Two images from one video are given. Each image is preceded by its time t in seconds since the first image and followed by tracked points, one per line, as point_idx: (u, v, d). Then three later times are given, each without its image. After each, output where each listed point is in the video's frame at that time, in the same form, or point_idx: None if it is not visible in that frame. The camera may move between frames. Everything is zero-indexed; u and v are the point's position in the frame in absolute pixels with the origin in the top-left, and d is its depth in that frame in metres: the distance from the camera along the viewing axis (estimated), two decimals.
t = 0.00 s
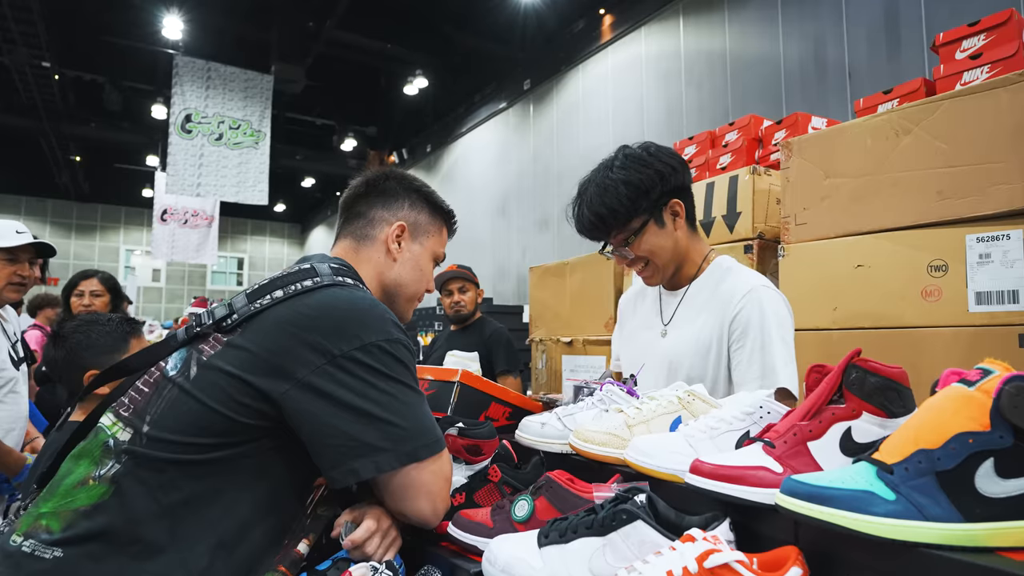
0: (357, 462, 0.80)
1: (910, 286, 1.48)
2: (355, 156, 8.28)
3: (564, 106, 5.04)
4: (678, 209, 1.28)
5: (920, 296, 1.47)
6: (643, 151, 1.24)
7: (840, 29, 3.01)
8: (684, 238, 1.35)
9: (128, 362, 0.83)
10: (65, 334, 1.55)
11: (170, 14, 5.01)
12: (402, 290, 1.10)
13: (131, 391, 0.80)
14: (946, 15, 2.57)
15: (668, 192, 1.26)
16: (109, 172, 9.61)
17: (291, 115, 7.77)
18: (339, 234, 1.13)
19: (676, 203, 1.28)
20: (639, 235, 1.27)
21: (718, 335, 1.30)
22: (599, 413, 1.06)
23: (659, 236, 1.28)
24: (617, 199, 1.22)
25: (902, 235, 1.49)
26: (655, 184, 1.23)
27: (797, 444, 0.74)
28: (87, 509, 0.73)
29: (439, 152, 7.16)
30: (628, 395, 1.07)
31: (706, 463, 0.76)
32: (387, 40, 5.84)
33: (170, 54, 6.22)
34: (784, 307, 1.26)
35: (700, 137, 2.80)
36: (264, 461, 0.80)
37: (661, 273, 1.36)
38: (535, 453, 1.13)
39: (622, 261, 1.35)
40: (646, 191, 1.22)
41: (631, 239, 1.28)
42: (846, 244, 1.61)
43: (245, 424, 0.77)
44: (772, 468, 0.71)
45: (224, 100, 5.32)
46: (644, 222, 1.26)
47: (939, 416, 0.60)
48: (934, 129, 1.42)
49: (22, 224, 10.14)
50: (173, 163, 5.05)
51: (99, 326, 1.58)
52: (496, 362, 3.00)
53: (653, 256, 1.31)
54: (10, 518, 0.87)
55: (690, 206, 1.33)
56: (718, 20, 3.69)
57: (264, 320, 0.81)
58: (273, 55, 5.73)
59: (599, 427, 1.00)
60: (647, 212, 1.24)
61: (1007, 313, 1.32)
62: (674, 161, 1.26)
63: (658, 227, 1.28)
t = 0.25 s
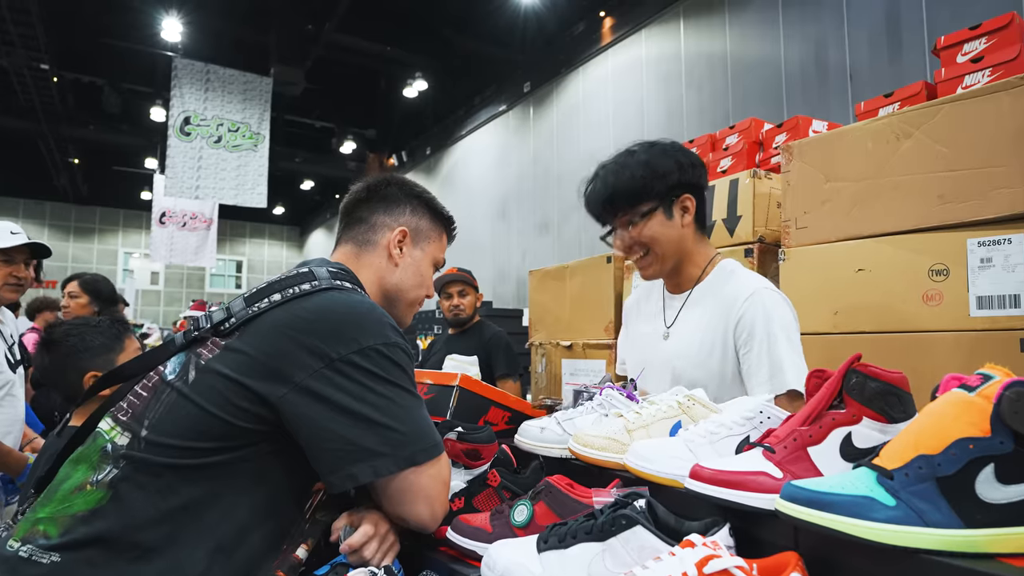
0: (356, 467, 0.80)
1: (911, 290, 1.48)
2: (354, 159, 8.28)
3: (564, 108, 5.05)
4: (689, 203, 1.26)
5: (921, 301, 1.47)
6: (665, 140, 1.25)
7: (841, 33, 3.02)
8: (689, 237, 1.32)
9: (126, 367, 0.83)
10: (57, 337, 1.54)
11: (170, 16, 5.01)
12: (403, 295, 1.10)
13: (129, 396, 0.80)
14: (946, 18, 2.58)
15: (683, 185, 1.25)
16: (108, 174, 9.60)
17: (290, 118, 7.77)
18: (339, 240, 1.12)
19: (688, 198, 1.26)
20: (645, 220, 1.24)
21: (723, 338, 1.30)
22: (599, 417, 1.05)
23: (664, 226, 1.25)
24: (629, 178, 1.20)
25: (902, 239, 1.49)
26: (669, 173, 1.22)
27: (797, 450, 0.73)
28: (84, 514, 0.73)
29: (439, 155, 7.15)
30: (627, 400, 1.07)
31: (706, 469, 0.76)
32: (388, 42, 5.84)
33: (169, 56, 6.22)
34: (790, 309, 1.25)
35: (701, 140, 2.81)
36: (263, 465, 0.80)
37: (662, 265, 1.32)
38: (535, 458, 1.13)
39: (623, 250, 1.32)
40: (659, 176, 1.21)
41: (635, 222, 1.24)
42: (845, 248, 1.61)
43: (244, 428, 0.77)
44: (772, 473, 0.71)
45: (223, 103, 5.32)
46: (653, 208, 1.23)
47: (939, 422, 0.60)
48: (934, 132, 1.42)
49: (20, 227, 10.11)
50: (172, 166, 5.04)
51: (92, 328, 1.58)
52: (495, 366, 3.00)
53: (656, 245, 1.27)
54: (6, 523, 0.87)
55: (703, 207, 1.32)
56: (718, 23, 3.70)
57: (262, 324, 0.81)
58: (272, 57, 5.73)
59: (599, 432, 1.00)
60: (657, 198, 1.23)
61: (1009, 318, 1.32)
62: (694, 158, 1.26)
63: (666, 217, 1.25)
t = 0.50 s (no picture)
0: (355, 466, 0.80)
1: (910, 290, 1.48)
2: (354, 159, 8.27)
3: (564, 108, 5.05)
4: (701, 191, 1.33)
5: (920, 300, 1.47)
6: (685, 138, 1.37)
7: (840, 32, 3.02)
8: (698, 229, 1.36)
9: (125, 367, 0.83)
10: (47, 337, 1.55)
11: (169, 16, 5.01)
12: (401, 296, 1.10)
13: (128, 396, 0.80)
14: (945, 18, 2.58)
15: (695, 175, 1.33)
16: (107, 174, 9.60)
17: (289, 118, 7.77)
18: (337, 241, 1.13)
19: (700, 188, 1.33)
20: (654, 199, 1.32)
21: (733, 335, 1.28)
22: (598, 417, 1.06)
23: (674, 208, 1.31)
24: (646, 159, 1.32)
25: (901, 238, 1.49)
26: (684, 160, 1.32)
27: (795, 449, 0.73)
28: (83, 514, 0.73)
29: (438, 155, 7.14)
30: (626, 400, 1.08)
31: (704, 468, 0.76)
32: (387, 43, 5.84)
33: (167, 57, 6.22)
34: (800, 305, 1.23)
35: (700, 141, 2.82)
36: (262, 465, 0.80)
37: (669, 250, 1.36)
38: (534, 458, 1.14)
39: (633, 233, 1.38)
40: (673, 162, 1.31)
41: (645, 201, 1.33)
42: (843, 247, 1.62)
43: (243, 427, 0.77)
44: (769, 473, 0.71)
45: (222, 103, 5.32)
46: (664, 189, 1.31)
47: (936, 421, 0.60)
48: (932, 132, 1.43)
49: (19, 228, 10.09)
50: (170, 166, 5.03)
51: (83, 328, 1.60)
52: (495, 366, 2.99)
53: (663, 227, 1.32)
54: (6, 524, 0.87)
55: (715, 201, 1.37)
56: (718, 23, 3.70)
57: (261, 323, 0.81)
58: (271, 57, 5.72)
59: (597, 431, 1.00)
60: (668, 181, 1.31)
61: (1007, 318, 1.33)
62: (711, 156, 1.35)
63: (676, 201, 1.32)
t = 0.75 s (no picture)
0: (353, 468, 0.80)
1: (905, 291, 1.49)
2: (351, 161, 8.26)
3: (562, 110, 5.05)
4: (697, 204, 1.23)
5: (915, 302, 1.48)
6: (680, 139, 1.22)
7: (836, 35, 3.03)
8: (702, 238, 1.29)
9: (122, 370, 0.83)
10: (36, 341, 1.57)
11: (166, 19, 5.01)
12: (397, 298, 1.10)
13: (125, 399, 0.80)
14: (941, 21, 2.59)
15: (691, 186, 1.22)
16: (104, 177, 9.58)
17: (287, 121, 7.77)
18: (332, 245, 1.13)
19: (696, 199, 1.22)
20: (647, 220, 1.24)
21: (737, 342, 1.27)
22: (594, 420, 1.06)
23: (669, 227, 1.24)
24: (636, 175, 1.22)
25: (896, 240, 1.50)
26: (677, 172, 1.20)
27: (789, 451, 0.74)
28: (79, 517, 0.73)
29: (436, 158, 7.14)
30: (622, 402, 1.08)
31: (700, 471, 0.76)
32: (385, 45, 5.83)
33: (164, 59, 6.22)
34: (809, 315, 1.23)
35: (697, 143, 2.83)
36: (260, 467, 0.80)
37: (669, 266, 1.31)
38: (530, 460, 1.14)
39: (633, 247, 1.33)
40: (664, 177, 1.20)
41: (641, 219, 1.25)
42: (839, 249, 1.62)
43: (241, 429, 0.77)
44: (765, 475, 0.72)
45: (219, 105, 5.31)
46: (657, 206, 1.22)
47: (930, 422, 0.61)
48: (927, 133, 1.43)
49: (15, 231, 10.06)
50: (168, 168, 5.03)
51: (73, 331, 1.61)
52: (493, 369, 3.00)
53: (661, 247, 1.27)
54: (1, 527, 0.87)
55: (718, 211, 1.28)
56: (715, 25, 3.71)
57: (258, 325, 0.81)
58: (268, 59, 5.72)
59: (594, 434, 1.00)
60: (661, 197, 1.22)
61: (1002, 319, 1.34)
62: (708, 158, 1.22)
63: (671, 218, 1.23)
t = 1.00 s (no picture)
0: (350, 472, 0.80)
1: (899, 292, 1.50)
2: (348, 163, 8.25)
3: (558, 112, 5.06)
4: (698, 227, 1.24)
5: (909, 303, 1.49)
6: (670, 164, 1.21)
7: (831, 37, 3.05)
8: (705, 255, 1.30)
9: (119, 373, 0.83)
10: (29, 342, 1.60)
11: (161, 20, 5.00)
12: (395, 303, 1.10)
13: (122, 402, 0.80)
14: (934, 24, 2.61)
15: (689, 211, 1.23)
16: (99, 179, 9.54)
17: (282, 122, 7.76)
18: (331, 249, 1.13)
19: (696, 221, 1.24)
20: (651, 250, 1.25)
21: (745, 350, 1.27)
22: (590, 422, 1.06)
23: (674, 254, 1.25)
24: (632, 211, 1.21)
25: (890, 241, 1.51)
26: (674, 201, 1.20)
27: (784, 452, 0.74)
28: (75, 520, 0.73)
29: (432, 160, 7.14)
30: (618, 404, 1.09)
31: (695, 472, 0.77)
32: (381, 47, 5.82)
33: (160, 61, 6.20)
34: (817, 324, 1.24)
35: (692, 145, 2.84)
36: (256, 471, 0.80)
37: (675, 288, 1.33)
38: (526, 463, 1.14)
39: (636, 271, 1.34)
40: (663, 208, 1.20)
41: (643, 253, 1.27)
42: (833, 251, 1.63)
43: (237, 433, 0.77)
44: (760, 476, 0.72)
45: (215, 107, 5.31)
46: (659, 237, 1.23)
47: (922, 423, 0.61)
48: (920, 136, 1.44)
49: (9, 233, 10.01)
50: (163, 170, 5.01)
51: (67, 335, 1.63)
52: (489, 370, 3.00)
53: (668, 274, 1.28)
54: None
55: (716, 225, 1.29)
56: (710, 28, 3.73)
57: (257, 329, 0.81)
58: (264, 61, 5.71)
59: (589, 436, 1.00)
60: (662, 228, 1.22)
61: (995, 320, 1.35)
62: (701, 177, 1.22)
63: (673, 245, 1.24)
